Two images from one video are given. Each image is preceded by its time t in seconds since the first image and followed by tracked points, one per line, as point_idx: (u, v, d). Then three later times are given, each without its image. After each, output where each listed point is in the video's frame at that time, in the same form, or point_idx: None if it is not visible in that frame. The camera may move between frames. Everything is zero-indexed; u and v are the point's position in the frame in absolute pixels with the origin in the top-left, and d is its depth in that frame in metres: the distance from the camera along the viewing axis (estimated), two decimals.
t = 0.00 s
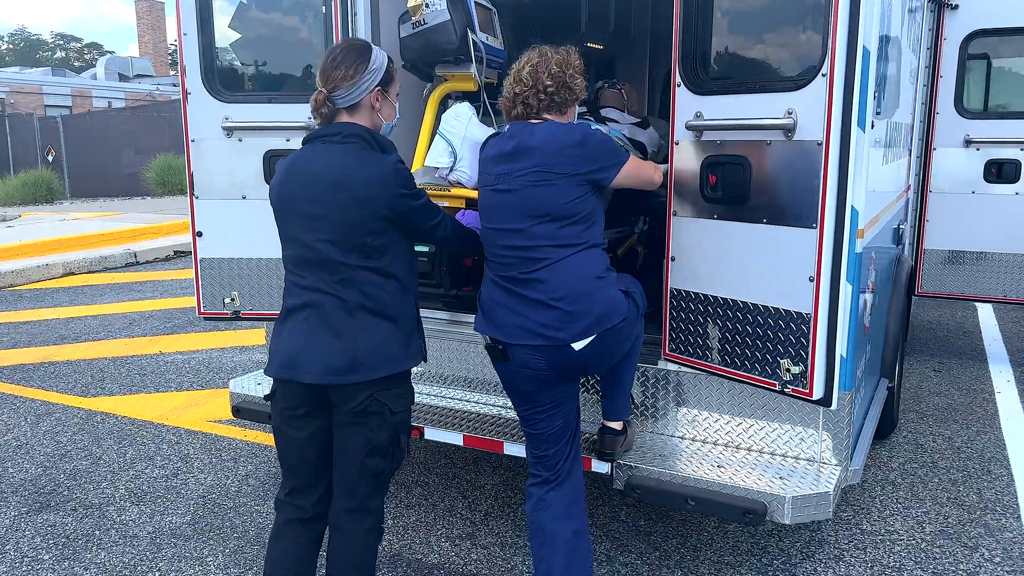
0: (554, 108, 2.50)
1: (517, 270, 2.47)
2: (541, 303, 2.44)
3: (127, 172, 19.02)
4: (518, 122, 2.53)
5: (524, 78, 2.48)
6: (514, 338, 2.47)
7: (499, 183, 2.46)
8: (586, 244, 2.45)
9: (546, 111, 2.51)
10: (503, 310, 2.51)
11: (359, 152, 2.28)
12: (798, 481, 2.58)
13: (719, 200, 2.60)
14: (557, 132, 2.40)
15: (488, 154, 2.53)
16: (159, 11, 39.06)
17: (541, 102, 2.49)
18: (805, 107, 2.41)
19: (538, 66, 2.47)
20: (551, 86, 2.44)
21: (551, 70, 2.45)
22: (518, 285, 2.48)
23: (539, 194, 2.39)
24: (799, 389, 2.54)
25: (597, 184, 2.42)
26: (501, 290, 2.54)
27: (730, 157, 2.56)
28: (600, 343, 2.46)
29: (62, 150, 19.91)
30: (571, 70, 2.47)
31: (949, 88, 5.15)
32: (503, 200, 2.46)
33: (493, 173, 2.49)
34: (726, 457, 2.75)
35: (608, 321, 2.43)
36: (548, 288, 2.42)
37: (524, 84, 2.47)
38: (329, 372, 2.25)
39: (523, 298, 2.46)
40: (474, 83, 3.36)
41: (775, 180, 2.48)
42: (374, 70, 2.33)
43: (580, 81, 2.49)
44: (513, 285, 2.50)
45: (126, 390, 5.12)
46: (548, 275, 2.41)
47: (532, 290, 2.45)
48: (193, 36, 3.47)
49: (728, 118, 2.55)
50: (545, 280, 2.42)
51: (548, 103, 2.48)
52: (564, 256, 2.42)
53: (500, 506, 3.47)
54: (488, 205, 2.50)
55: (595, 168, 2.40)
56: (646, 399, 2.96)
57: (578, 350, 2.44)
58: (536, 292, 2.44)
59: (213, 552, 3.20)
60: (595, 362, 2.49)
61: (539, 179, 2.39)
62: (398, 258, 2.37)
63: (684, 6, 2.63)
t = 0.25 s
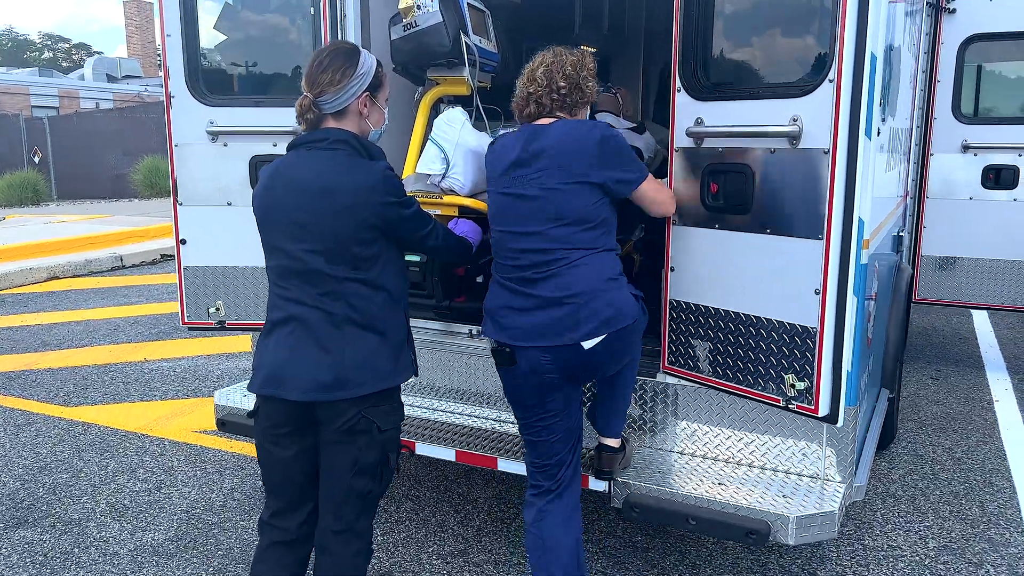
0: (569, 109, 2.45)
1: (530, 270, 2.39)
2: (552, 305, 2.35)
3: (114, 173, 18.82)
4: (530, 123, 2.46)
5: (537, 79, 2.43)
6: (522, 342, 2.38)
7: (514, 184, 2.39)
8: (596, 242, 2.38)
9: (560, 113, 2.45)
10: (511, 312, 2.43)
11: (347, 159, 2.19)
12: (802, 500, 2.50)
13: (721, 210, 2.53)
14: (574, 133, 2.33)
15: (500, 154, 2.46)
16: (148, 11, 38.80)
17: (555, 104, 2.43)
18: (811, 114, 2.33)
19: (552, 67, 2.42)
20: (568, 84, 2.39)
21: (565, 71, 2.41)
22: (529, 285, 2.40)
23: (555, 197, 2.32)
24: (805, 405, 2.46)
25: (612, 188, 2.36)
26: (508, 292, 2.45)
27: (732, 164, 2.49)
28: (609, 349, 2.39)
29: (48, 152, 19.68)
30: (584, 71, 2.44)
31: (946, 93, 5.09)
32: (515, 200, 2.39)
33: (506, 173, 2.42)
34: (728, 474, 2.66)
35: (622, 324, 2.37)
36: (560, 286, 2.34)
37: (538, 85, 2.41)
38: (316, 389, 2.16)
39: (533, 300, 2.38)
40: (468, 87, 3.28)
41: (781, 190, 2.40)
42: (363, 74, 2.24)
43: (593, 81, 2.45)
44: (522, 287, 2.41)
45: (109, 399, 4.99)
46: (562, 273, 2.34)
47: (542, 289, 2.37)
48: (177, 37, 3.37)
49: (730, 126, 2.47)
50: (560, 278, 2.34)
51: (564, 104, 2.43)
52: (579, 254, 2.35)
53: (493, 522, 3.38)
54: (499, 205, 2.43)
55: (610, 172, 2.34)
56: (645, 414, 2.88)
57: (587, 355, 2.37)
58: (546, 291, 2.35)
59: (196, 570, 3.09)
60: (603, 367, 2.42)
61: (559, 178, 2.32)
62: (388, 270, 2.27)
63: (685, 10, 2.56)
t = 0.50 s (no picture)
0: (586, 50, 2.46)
1: (550, 197, 2.38)
2: (572, 229, 2.34)
3: (103, 178, 18.65)
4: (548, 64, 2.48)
5: (556, 22, 2.46)
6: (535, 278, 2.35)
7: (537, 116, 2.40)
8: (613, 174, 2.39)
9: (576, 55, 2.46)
10: (526, 241, 2.39)
11: (335, 171, 2.11)
12: (804, 521, 2.43)
13: (722, 223, 2.49)
14: (602, 69, 2.35)
15: (519, 92, 2.48)
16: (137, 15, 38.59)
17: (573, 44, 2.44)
18: (813, 127, 2.29)
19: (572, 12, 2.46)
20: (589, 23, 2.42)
21: (586, 14, 2.45)
22: (548, 212, 2.38)
23: (580, 126, 2.33)
24: (807, 425, 2.41)
25: (634, 127, 2.39)
26: (523, 218, 2.42)
27: (733, 177, 2.44)
28: (621, 285, 2.35)
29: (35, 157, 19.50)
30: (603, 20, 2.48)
31: (942, 102, 5.08)
32: (537, 129, 2.39)
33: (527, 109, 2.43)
34: (728, 494, 2.60)
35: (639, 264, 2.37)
36: (584, 214, 2.33)
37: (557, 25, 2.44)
38: (301, 410, 2.07)
39: (552, 223, 2.35)
40: (460, 96, 3.21)
41: (782, 203, 2.36)
42: (353, 84, 2.17)
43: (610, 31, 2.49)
44: (541, 212, 2.40)
45: (93, 411, 4.89)
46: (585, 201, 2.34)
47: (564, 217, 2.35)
48: (162, 44, 3.29)
49: (731, 137, 2.43)
50: (581, 203, 2.34)
51: (583, 42, 2.44)
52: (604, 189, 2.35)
53: (485, 540, 3.29)
54: (518, 139, 2.43)
55: (635, 110, 2.36)
56: (643, 431, 2.83)
57: (599, 290, 2.33)
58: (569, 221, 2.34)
59: None
60: (610, 316, 2.38)
61: (587, 107, 2.34)
62: (377, 285, 2.20)
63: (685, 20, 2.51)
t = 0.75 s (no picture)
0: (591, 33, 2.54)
1: (567, 174, 2.41)
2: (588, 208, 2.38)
3: (89, 186, 18.45)
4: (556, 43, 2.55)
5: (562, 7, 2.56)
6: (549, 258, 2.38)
7: (547, 92, 2.45)
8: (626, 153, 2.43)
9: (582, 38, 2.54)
10: (540, 217, 2.42)
11: (325, 188, 2.03)
12: (809, 548, 2.34)
13: (725, 239, 2.52)
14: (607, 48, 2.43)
15: (527, 70, 2.52)
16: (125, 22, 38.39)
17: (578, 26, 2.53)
18: (820, 142, 2.29)
19: None
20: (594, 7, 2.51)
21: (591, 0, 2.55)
22: (565, 188, 2.41)
23: (591, 100, 2.38)
24: (814, 450, 2.38)
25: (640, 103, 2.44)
26: (536, 196, 2.45)
27: (736, 195, 2.46)
28: (635, 267, 2.38)
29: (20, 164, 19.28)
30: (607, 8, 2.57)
31: (938, 114, 5.05)
32: (548, 105, 2.44)
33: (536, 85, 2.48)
34: (730, 517, 2.52)
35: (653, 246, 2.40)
36: (600, 192, 2.37)
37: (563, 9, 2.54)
38: (286, 435, 1.98)
39: (567, 201, 2.39)
40: (454, 107, 3.14)
41: (789, 219, 2.36)
42: (347, 98, 2.09)
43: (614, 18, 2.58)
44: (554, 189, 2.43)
45: (76, 427, 4.77)
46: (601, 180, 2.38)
47: (581, 194, 2.39)
48: (147, 53, 3.21)
49: (735, 153, 2.44)
50: (597, 181, 2.38)
51: (588, 24, 2.53)
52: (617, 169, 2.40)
53: (478, 562, 3.19)
54: (527, 115, 2.48)
55: (645, 85, 2.41)
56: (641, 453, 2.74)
57: (613, 272, 2.37)
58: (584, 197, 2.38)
59: None
60: (620, 300, 2.41)
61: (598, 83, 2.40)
62: (367, 305, 2.11)
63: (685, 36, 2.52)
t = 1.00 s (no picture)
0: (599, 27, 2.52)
1: (580, 151, 2.37)
2: (601, 185, 2.34)
3: (76, 194, 18.25)
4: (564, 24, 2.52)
5: None
6: (561, 237, 2.33)
7: (558, 68, 2.42)
8: (639, 131, 2.40)
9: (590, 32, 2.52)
10: (552, 192, 2.37)
11: (316, 205, 1.94)
12: None
13: (733, 255, 2.44)
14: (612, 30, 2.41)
15: (531, 48, 2.50)
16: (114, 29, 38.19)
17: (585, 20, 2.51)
18: (832, 156, 2.22)
19: None
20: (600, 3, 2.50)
21: None
22: (578, 165, 2.36)
23: (602, 78, 2.36)
24: (826, 474, 2.29)
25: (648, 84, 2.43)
26: (549, 172, 2.40)
27: (744, 210, 2.39)
28: (647, 247, 2.33)
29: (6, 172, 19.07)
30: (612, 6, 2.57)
31: (935, 125, 5.00)
32: (559, 81, 2.41)
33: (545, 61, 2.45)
34: (738, 543, 2.41)
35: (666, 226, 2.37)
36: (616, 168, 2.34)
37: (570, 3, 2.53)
38: (275, 461, 1.88)
39: (580, 176, 2.35)
40: (449, 119, 3.05)
41: (800, 236, 2.28)
42: (343, 111, 2.00)
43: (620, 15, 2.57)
44: (567, 165, 2.38)
45: (58, 444, 4.64)
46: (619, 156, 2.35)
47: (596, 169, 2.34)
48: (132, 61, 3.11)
49: (743, 167, 2.37)
50: (613, 159, 2.35)
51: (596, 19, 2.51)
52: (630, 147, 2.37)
53: None
54: (536, 91, 2.44)
55: (653, 66, 2.41)
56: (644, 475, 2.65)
57: (626, 250, 2.31)
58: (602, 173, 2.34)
59: None
60: (630, 291, 2.34)
61: (608, 61, 2.38)
62: (360, 324, 2.02)
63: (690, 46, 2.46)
